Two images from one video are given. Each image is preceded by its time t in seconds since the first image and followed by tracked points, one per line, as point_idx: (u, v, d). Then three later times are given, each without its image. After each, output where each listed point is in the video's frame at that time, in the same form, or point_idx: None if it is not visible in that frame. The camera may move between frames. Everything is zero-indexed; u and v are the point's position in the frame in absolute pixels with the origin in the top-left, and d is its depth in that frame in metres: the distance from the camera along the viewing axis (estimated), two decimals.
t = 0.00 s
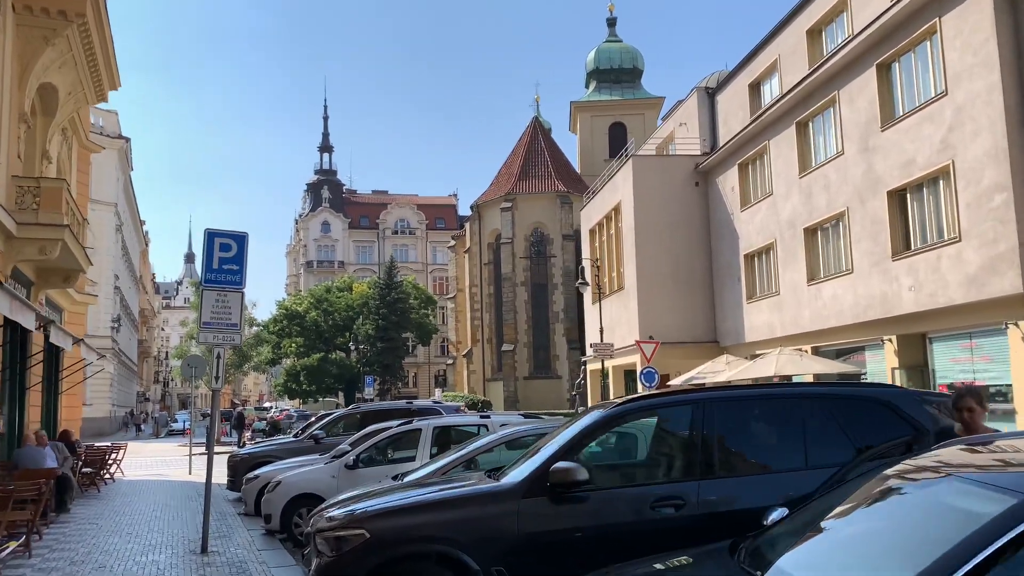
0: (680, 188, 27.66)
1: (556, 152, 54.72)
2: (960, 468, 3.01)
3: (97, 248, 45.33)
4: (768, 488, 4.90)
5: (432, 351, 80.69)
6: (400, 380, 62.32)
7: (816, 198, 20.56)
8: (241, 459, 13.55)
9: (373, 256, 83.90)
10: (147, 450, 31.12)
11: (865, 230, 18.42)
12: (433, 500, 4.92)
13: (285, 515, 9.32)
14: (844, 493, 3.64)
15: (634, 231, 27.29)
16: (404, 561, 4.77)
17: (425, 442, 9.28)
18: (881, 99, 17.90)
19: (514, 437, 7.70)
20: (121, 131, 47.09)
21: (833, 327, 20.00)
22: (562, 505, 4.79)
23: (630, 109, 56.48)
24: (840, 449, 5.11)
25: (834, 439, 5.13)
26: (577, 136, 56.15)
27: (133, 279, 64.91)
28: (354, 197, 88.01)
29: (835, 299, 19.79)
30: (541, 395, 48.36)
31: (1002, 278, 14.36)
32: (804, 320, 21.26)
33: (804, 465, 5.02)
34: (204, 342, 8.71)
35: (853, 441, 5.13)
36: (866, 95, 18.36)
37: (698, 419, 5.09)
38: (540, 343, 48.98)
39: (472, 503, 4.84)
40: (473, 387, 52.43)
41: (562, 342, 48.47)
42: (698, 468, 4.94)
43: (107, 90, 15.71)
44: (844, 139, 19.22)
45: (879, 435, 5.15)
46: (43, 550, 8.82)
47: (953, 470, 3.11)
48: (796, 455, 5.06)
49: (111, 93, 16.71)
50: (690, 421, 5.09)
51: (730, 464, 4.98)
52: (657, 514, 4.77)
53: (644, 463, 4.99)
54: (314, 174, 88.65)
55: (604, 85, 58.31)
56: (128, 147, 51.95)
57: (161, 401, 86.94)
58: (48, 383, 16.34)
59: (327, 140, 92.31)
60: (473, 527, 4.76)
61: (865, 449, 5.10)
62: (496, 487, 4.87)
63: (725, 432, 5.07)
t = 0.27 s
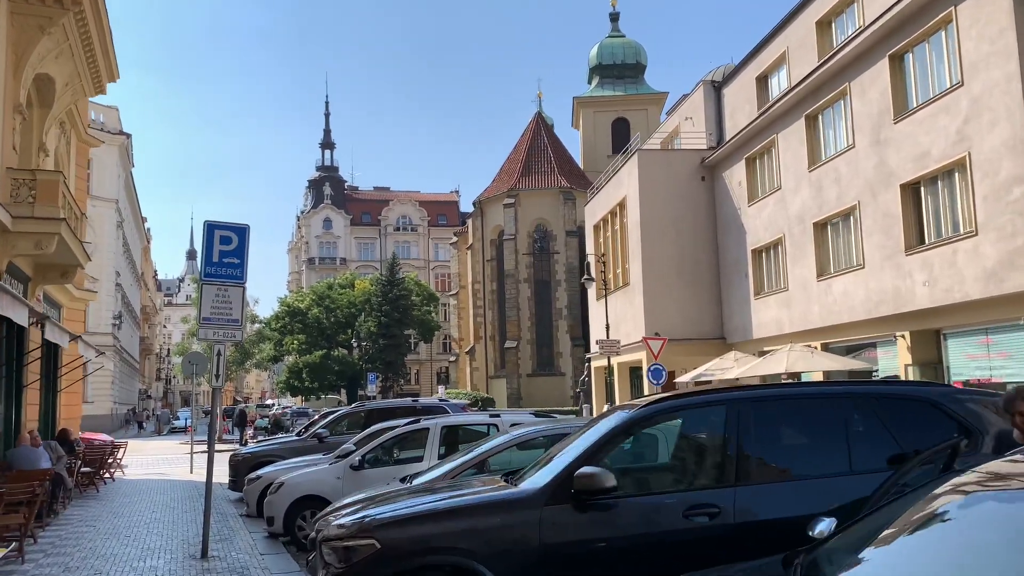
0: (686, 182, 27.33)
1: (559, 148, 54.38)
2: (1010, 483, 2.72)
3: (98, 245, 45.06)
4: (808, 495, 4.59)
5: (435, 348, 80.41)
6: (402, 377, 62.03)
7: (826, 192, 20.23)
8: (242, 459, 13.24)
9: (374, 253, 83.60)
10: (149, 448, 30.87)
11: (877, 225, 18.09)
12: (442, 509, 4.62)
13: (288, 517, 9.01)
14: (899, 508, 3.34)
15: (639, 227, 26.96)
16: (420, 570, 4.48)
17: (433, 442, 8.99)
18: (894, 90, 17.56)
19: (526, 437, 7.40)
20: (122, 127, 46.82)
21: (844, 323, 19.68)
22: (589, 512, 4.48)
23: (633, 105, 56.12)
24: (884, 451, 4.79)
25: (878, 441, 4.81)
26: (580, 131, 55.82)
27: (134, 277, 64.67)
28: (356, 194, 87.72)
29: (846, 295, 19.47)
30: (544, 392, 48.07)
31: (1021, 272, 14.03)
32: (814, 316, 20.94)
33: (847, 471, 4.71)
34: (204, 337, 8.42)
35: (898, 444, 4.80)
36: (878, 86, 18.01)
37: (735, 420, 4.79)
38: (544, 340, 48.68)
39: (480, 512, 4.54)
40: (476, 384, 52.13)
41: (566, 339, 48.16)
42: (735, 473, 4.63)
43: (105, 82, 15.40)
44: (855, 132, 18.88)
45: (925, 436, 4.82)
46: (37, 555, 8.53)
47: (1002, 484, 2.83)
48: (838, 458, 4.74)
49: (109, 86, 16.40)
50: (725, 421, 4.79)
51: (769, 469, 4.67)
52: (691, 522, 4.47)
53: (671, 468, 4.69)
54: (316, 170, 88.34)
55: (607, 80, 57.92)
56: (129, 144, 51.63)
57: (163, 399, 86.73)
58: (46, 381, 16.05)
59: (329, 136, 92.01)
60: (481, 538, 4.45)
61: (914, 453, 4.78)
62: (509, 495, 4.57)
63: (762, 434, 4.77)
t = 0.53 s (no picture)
0: (694, 179, 27.01)
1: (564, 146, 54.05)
2: None
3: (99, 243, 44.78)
4: (861, 499, 4.26)
5: (437, 347, 80.13)
6: (405, 376, 61.75)
7: (838, 188, 19.89)
8: (245, 459, 12.93)
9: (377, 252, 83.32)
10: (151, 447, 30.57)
11: (891, 221, 17.75)
12: (458, 513, 4.31)
13: (293, 518, 8.69)
14: (971, 520, 3.01)
15: (647, 224, 26.64)
16: None
17: (443, 441, 8.67)
18: (909, 84, 17.22)
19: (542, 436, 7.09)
20: (124, 124, 46.53)
21: (856, 321, 19.35)
22: (622, 518, 4.16)
23: (638, 103, 55.78)
24: (942, 451, 4.42)
25: (935, 439, 4.44)
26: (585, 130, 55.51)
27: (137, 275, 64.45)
28: (359, 193, 87.43)
29: (859, 292, 19.13)
30: (548, 392, 47.77)
31: None
32: (825, 314, 20.60)
33: (901, 474, 4.34)
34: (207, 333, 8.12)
35: (958, 443, 4.43)
36: (893, 80, 17.66)
37: (777, 418, 4.47)
38: (548, 339, 48.36)
39: (495, 518, 4.22)
40: (479, 384, 51.81)
41: (570, 338, 47.85)
42: (777, 476, 4.31)
43: (105, 74, 15.11)
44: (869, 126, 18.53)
45: (987, 436, 4.44)
46: (31, 557, 8.22)
47: None
48: (893, 458, 4.39)
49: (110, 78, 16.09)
50: (768, 420, 4.46)
51: (814, 472, 4.33)
52: (733, 530, 4.14)
53: (707, 471, 4.36)
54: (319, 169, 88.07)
55: (612, 78, 57.60)
56: (131, 141, 51.37)
57: (164, 398, 86.55)
58: (44, 378, 15.75)
59: (332, 134, 91.73)
60: (498, 545, 4.13)
61: (975, 453, 4.39)
62: (531, 499, 4.25)
63: (806, 433, 4.44)
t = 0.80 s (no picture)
0: (701, 177, 26.70)
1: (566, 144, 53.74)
2: None
3: (99, 243, 44.43)
4: (920, 509, 3.92)
5: (439, 347, 79.87)
6: (407, 376, 61.46)
7: (849, 185, 19.57)
8: (246, 461, 12.62)
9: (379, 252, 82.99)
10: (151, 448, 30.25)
11: (905, 218, 17.43)
12: (474, 525, 4.01)
13: (297, 524, 8.36)
14: None
15: (653, 223, 26.32)
16: None
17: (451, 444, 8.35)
18: (922, 78, 16.89)
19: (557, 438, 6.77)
20: (124, 123, 46.20)
21: (868, 321, 19.03)
22: (658, 531, 3.85)
23: (641, 102, 55.48)
24: (1006, 459, 4.06)
25: (997, 444, 4.09)
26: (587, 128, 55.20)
27: (137, 275, 64.19)
28: (360, 192, 87.14)
29: (870, 291, 18.81)
30: (551, 392, 47.47)
31: None
32: (835, 313, 20.28)
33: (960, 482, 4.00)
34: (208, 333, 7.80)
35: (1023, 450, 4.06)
36: (906, 74, 17.33)
37: (825, 422, 4.13)
38: (550, 339, 48.03)
39: (510, 532, 3.91)
40: (482, 384, 51.47)
41: (573, 338, 47.55)
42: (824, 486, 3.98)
43: (104, 68, 14.82)
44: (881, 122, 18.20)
45: None
46: (25, 565, 7.91)
47: None
48: (950, 465, 4.05)
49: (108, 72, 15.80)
50: (814, 424, 4.13)
51: (864, 482, 4.00)
52: (778, 544, 3.82)
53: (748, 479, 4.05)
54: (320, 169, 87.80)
55: (615, 77, 57.28)
56: (131, 140, 51.06)
57: (165, 398, 86.33)
58: (41, 379, 15.46)
59: (333, 134, 91.44)
60: (516, 560, 3.83)
61: None
62: (554, 510, 3.93)
63: (855, 439, 4.11)
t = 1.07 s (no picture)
0: (707, 174, 26.39)
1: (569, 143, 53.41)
2: None
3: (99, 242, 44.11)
4: (985, 513, 3.56)
5: (441, 348, 79.60)
6: (408, 376, 61.16)
7: (860, 180, 19.23)
8: (247, 462, 12.31)
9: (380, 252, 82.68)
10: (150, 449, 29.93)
11: (918, 214, 17.09)
12: (488, 533, 3.69)
13: (299, 527, 8.03)
14: None
15: (658, 220, 25.98)
16: None
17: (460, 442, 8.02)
18: (937, 71, 16.54)
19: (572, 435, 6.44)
20: (124, 122, 45.89)
21: (879, 319, 18.70)
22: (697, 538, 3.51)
23: (644, 100, 55.18)
24: None
25: None
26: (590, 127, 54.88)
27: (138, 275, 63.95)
28: (362, 192, 86.85)
29: (882, 288, 18.46)
30: (554, 392, 47.12)
31: None
32: (846, 311, 19.94)
33: None
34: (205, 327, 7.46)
35: None
36: (920, 67, 16.99)
37: (877, 418, 3.78)
38: (553, 339, 47.69)
39: (522, 541, 3.59)
40: (484, 384, 51.14)
41: (577, 338, 47.26)
42: (878, 488, 3.63)
43: (101, 60, 14.51)
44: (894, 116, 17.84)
45: None
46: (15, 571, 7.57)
47: None
48: (1016, 465, 3.70)
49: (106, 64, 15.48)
50: (864, 420, 3.78)
51: (923, 483, 3.64)
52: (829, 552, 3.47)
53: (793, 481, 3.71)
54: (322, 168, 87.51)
55: (618, 75, 56.98)
56: (131, 139, 50.77)
57: (166, 399, 86.10)
58: (38, 378, 15.16)
59: (334, 134, 91.13)
60: (540, 571, 3.50)
61: None
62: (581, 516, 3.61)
63: (912, 436, 3.75)
